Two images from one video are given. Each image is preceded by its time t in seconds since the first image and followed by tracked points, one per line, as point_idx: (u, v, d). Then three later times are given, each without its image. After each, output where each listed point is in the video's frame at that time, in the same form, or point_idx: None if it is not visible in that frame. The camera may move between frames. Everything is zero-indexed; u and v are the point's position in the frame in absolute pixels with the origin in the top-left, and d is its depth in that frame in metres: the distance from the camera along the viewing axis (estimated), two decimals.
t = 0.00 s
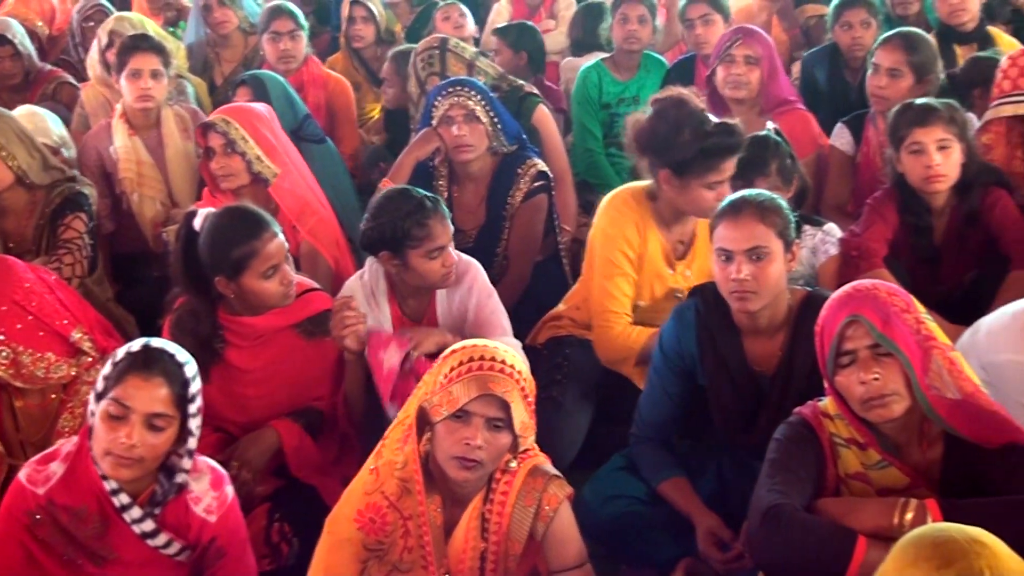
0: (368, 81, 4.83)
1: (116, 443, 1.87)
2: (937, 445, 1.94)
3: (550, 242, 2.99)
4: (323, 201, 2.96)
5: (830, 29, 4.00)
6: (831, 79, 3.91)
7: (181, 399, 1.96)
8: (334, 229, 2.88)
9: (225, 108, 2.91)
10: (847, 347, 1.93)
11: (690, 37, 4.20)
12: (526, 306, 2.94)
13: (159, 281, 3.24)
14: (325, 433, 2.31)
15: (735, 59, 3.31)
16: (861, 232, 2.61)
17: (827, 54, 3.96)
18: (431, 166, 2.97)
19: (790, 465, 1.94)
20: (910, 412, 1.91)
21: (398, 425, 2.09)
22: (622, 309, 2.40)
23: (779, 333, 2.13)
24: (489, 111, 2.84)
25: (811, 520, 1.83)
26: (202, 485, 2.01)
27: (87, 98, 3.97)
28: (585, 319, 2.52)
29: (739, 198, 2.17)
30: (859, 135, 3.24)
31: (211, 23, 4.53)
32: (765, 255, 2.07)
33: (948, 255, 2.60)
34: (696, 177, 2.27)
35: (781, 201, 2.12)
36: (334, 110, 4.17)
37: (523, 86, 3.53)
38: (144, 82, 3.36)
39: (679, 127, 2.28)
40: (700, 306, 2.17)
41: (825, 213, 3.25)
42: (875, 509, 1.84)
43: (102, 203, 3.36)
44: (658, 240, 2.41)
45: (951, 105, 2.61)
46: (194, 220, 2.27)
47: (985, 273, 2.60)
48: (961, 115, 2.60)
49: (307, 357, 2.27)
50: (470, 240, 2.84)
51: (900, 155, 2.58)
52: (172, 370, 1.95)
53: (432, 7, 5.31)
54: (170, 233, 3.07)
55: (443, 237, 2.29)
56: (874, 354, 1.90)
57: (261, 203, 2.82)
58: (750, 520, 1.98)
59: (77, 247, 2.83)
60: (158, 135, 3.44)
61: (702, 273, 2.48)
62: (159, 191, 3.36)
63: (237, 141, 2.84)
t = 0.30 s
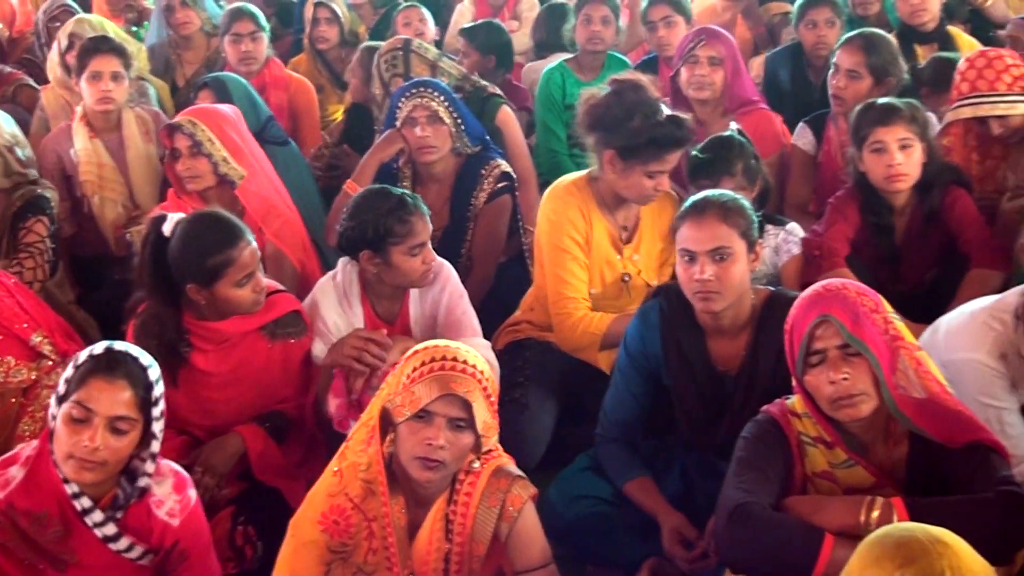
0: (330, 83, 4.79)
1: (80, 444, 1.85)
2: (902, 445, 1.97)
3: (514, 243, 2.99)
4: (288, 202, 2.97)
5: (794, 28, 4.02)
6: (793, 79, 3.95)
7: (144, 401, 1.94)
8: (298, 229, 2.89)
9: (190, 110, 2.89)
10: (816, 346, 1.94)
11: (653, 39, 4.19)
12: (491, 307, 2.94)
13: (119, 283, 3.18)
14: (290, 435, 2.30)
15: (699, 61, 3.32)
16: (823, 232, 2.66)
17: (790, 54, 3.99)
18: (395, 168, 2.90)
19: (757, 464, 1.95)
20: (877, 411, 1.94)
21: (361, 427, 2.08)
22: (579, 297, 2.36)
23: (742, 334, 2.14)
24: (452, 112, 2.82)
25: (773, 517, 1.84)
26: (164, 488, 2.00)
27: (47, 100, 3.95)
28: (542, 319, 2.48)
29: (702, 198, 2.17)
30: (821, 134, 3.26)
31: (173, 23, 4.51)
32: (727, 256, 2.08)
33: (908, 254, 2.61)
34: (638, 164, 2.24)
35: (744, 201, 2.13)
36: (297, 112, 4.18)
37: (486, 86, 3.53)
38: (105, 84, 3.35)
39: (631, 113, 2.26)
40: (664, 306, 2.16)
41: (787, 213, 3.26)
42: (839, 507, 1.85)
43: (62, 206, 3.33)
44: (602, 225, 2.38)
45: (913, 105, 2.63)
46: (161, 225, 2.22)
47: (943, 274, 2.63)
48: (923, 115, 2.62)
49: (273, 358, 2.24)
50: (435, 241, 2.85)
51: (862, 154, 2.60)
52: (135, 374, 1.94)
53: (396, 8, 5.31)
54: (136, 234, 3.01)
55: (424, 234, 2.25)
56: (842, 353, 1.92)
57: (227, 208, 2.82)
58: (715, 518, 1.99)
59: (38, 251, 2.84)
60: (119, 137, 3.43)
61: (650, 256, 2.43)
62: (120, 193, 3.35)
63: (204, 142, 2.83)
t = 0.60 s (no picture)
0: (294, 85, 4.80)
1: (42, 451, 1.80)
2: (868, 443, 2.00)
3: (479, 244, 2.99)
4: (253, 205, 2.97)
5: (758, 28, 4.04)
6: (757, 79, 3.97)
7: (108, 406, 1.90)
8: (263, 233, 2.90)
9: (152, 111, 2.87)
10: (785, 343, 1.95)
11: (618, 40, 4.20)
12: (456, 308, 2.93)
13: (83, 287, 3.17)
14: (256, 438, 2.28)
15: (667, 62, 3.38)
16: (786, 232, 2.67)
17: (753, 54, 4.01)
18: (360, 170, 2.88)
19: (723, 463, 1.96)
20: (843, 409, 1.96)
21: (326, 430, 2.08)
22: (534, 291, 2.34)
23: (707, 334, 2.14)
24: (415, 113, 2.83)
25: (738, 516, 1.85)
26: (129, 493, 1.95)
27: (7, 103, 3.93)
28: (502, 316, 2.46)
29: (666, 198, 2.17)
30: (784, 135, 3.25)
31: (136, 26, 4.49)
32: (692, 256, 2.08)
33: (870, 254, 2.63)
34: (597, 155, 2.24)
35: (708, 202, 2.13)
36: (262, 117, 4.10)
37: (451, 88, 3.48)
38: (65, 87, 3.35)
39: (589, 105, 2.27)
40: (629, 307, 2.16)
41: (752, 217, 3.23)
42: (806, 506, 1.87)
43: (22, 210, 3.31)
44: (560, 218, 2.36)
45: (874, 104, 2.66)
46: (129, 229, 2.20)
47: (905, 273, 2.64)
48: (884, 115, 2.65)
49: (239, 361, 2.21)
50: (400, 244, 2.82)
51: (824, 154, 2.62)
52: (99, 378, 1.89)
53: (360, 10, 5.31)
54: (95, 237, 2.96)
55: (391, 230, 2.26)
56: (810, 350, 1.94)
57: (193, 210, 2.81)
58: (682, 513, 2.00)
59: None
60: (80, 140, 3.42)
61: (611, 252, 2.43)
62: (81, 197, 3.35)
63: (167, 145, 2.81)
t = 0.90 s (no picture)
0: (261, 86, 4.79)
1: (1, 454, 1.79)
2: (836, 443, 2.00)
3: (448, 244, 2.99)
4: (219, 209, 2.94)
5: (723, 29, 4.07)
6: (724, 77, 4.02)
7: (67, 409, 1.89)
8: (231, 237, 2.87)
9: (115, 115, 2.85)
10: (755, 343, 1.95)
11: (585, 41, 4.19)
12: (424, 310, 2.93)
13: (48, 288, 3.14)
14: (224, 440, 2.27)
15: (636, 65, 3.31)
16: (754, 232, 2.67)
17: (720, 55, 4.04)
18: (327, 172, 2.84)
19: (691, 462, 1.96)
20: (812, 409, 1.96)
21: (294, 432, 2.08)
22: (488, 291, 2.36)
23: (676, 334, 2.14)
24: (384, 115, 2.81)
25: (704, 515, 1.85)
26: (92, 497, 1.94)
27: None
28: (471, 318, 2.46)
29: (635, 199, 2.17)
30: (750, 137, 3.31)
31: (100, 27, 4.47)
32: (660, 257, 2.08)
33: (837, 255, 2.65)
34: (569, 155, 2.23)
35: (676, 203, 2.13)
36: (230, 117, 4.10)
37: (419, 90, 3.48)
38: (30, 89, 3.36)
39: (562, 106, 2.26)
40: (598, 308, 2.15)
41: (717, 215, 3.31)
42: (774, 506, 1.87)
43: None
44: (528, 220, 2.37)
45: (841, 105, 2.66)
46: (94, 226, 2.17)
47: (870, 275, 2.69)
48: (850, 116, 2.65)
49: (206, 363, 2.19)
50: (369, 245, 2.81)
51: (792, 155, 2.63)
52: (57, 381, 1.89)
53: (327, 11, 5.31)
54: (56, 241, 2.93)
55: (360, 228, 2.26)
56: (780, 351, 1.94)
57: (159, 209, 2.80)
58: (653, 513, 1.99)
59: None
60: (45, 143, 3.41)
61: (581, 252, 2.43)
62: (47, 200, 3.33)
63: (132, 148, 2.80)
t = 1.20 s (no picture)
0: (230, 87, 4.79)
1: None
2: (807, 442, 2.01)
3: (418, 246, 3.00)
4: (187, 211, 2.93)
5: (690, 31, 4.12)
6: (693, 79, 4.04)
7: (37, 413, 1.85)
8: (198, 238, 2.83)
9: (80, 119, 2.82)
10: (728, 344, 1.95)
11: (556, 42, 4.17)
12: (394, 312, 2.93)
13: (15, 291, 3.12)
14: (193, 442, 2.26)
15: (603, 65, 3.32)
16: (723, 232, 2.67)
17: (688, 55, 4.08)
18: (296, 174, 2.84)
19: (663, 461, 1.95)
20: (784, 409, 1.96)
21: (263, 434, 2.07)
22: (465, 295, 2.36)
23: (646, 334, 2.13)
24: (353, 117, 2.81)
25: (677, 515, 1.84)
26: (62, 500, 1.91)
27: None
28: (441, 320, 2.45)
29: (604, 200, 2.16)
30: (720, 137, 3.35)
31: (64, 30, 4.47)
32: (630, 258, 2.08)
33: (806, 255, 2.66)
34: (534, 157, 2.25)
35: (645, 204, 2.13)
36: (198, 118, 4.05)
37: (388, 92, 3.44)
38: None
39: (527, 107, 2.26)
40: (568, 308, 2.15)
41: (688, 216, 3.32)
42: (746, 505, 1.87)
43: None
44: (499, 221, 2.37)
45: (808, 105, 2.68)
46: (60, 220, 2.15)
47: (838, 274, 2.68)
48: (818, 116, 2.66)
49: (174, 362, 2.20)
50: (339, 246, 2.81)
51: (760, 155, 2.64)
52: (28, 384, 1.84)
53: (297, 14, 5.32)
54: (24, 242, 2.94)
55: (332, 230, 2.22)
56: (753, 351, 1.94)
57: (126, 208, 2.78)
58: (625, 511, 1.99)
59: None
60: (11, 145, 3.39)
61: (552, 252, 2.43)
62: (12, 203, 3.31)
63: (97, 151, 2.76)
